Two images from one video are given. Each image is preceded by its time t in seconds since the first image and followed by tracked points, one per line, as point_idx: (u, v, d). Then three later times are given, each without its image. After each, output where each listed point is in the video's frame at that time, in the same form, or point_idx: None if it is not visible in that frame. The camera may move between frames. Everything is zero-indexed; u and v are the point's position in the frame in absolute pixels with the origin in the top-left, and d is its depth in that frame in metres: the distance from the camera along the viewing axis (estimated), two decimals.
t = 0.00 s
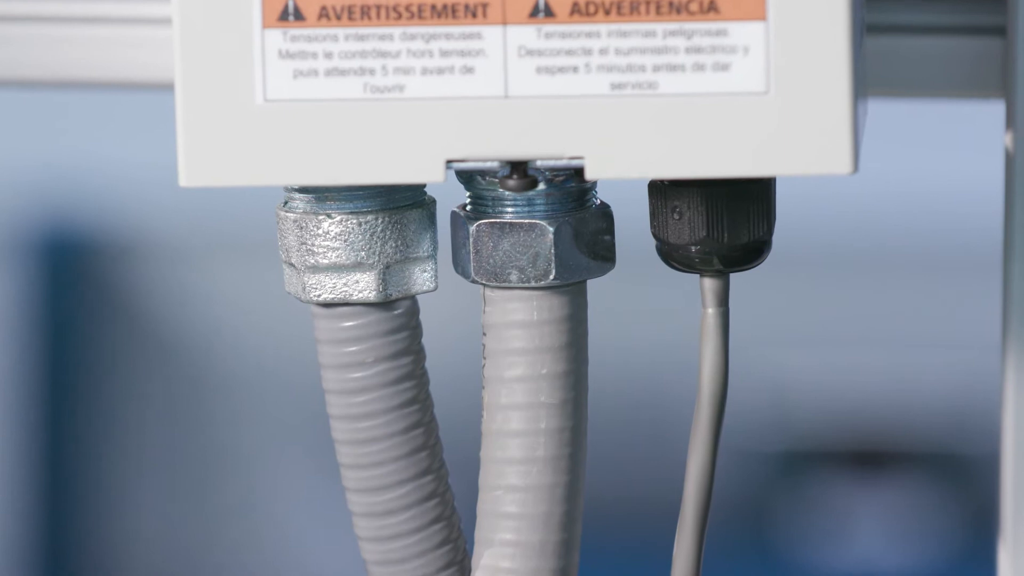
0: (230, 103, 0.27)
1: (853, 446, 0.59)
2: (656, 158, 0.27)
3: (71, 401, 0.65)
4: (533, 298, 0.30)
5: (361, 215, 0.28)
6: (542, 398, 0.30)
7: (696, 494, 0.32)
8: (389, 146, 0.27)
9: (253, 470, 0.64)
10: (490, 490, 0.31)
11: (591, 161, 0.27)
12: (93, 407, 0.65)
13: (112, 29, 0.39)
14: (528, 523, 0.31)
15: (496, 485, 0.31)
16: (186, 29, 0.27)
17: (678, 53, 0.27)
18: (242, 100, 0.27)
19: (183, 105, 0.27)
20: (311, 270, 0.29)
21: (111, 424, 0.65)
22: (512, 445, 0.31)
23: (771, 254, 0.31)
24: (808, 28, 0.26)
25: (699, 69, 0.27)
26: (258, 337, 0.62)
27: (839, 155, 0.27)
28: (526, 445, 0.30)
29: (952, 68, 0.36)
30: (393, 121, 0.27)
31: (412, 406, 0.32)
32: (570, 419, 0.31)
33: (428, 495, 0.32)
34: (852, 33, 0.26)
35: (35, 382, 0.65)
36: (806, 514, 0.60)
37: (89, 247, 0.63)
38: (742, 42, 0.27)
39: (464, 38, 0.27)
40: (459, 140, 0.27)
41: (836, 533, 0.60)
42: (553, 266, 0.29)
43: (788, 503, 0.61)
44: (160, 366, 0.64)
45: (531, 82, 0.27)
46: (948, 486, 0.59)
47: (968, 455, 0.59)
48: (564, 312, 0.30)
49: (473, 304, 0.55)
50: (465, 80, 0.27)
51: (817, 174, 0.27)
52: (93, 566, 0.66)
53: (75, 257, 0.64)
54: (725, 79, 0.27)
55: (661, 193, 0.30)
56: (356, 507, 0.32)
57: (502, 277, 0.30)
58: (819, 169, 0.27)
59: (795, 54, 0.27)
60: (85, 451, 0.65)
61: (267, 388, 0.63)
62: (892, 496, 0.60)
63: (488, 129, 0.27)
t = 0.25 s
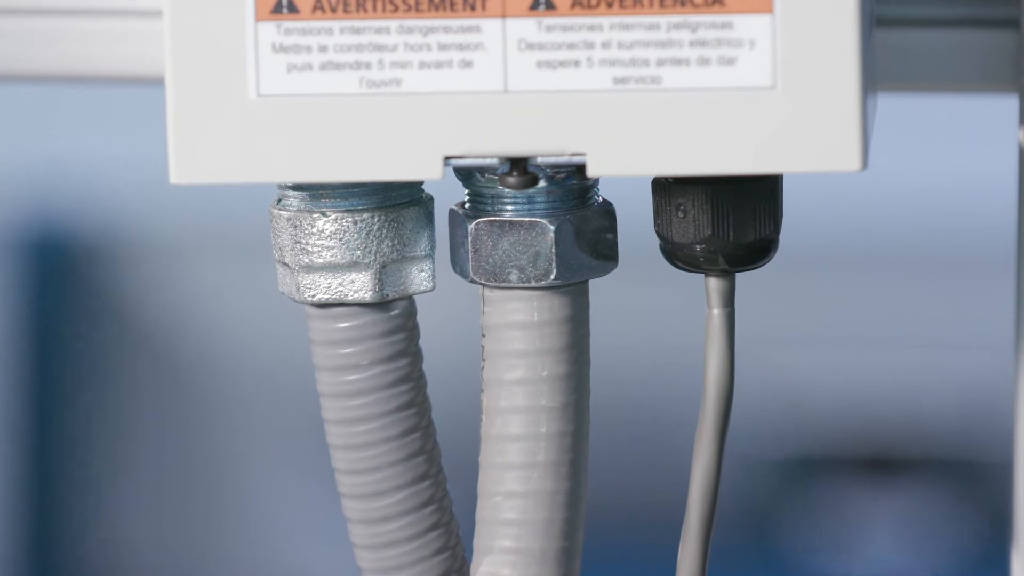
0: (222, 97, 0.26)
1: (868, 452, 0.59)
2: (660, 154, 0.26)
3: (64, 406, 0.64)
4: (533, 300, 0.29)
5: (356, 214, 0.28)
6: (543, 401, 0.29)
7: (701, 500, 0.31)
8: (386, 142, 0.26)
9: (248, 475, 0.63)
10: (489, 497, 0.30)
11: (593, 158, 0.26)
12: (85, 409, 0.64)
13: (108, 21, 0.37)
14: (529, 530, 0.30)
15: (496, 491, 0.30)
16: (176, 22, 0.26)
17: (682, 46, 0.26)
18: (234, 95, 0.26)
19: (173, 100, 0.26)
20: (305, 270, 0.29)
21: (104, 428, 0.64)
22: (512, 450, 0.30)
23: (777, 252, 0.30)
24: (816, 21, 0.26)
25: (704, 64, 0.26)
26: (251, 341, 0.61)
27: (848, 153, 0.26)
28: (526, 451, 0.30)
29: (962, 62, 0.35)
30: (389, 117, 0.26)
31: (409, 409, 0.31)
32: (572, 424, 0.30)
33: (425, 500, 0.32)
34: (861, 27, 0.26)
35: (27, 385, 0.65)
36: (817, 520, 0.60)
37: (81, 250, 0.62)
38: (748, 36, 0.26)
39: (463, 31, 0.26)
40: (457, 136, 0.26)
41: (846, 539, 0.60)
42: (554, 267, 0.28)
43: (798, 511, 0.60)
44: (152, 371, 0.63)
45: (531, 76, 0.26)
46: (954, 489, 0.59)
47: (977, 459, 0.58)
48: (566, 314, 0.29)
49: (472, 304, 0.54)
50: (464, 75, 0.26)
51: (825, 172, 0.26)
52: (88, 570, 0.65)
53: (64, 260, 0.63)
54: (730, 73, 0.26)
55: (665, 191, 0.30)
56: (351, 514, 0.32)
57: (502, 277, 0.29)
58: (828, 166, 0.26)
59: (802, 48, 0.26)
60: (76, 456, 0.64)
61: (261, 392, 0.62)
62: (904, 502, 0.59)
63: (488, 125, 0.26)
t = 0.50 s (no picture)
0: (212, 90, 0.25)
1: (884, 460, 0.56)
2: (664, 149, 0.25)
3: (47, 411, 0.62)
4: (534, 300, 0.28)
5: (351, 211, 0.27)
6: (543, 404, 0.29)
7: (708, 505, 0.30)
8: (381, 137, 0.25)
9: (240, 482, 0.62)
10: (489, 503, 0.30)
11: (595, 154, 0.26)
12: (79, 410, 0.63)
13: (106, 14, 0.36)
14: (529, 537, 0.29)
15: (495, 496, 0.29)
16: (166, 13, 0.25)
17: (688, 38, 0.25)
18: (224, 88, 0.25)
19: (163, 93, 0.25)
20: (299, 268, 0.28)
21: (90, 435, 0.62)
22: (512, 454, 0.29)
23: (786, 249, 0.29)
24: (827, 12, 0.25)
25: (710, 56, 0.25)
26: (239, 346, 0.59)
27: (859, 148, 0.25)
28: (526, 455, 0.29)
29: (975, 54, 0.35)
30: (385, 111, 0.25)
31: (405, 413, 0.31)
32: (574, 427, 0.29)
33: (422, 507, 0.31)
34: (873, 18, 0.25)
35: (6, 391, 0.63)
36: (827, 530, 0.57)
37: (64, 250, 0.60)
38: (756, 27, 0.25)
39: (461, 22, 0.25)
40: (455, 130, 0.25)
41: (857, 551, 0.57)
42: (554, 265, 0.28)
43: (808, 520, 0.58)
44: (138, 377, 0.61)
45: (532, 69, 0.25)
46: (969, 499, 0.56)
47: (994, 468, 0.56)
48: (567, 315, 0.29)
49: (471, 304, 0.53)
50: (462, 67, 0.25)
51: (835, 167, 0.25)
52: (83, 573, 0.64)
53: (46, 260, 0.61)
54: (737, 66, 0.25)
55: (670, 187, 0.29)
56: (345, 521, 0.31)
57: (501, 276, 0.28)
58: (838, 162, 0.25)
59: (812, 39, 0.25)
60: (63, 461, 0.63)
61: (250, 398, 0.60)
62: (919, 511, 0.57)
63: (486, 120, 0.25)
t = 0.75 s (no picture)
0: (201, 84, 0.24)
1: (908, 467, 0.53)
2: (668, 145, 0.24)
3: (7, 419, 0.58)
4: (534, 300, 0.27)
5: (345, 210, 0.27)
6: (543, 409, 0.28)
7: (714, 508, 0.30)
8: (376, 132, 0.25)
9: (216, 497, 0.57)
10: (488, 510, 0.29)
11: (597, 150, 0.25)
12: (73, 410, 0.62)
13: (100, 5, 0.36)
14: (529, 545, 0.28)
15: (495, 503, 0.29)
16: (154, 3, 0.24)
17: (694, 30, 0.24)
18: (214, 82, 0.24)
19: (150, 86, 0.25)
20: (291, 268, 0.28)
21: (56, 444, 0.58)
22: (511, 461, 0.28)
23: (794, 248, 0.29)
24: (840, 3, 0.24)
25: (717, 49, 0.24)
26: (217, 352, 0.55)
27: (870, 144, 0.24)
28: (526, 461, 0.28)
29: (991, 45, 0.34)
30: (380, 106, 0.24)
31: (401, 419, 0.30)
32: (575, 433, 0.28)
33: (418, 514, 0.31)
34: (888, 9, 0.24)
35: None
36: (840, 539, 0.54)
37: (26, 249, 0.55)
38: (766, 19, 0.24)
39: (459, 13, 0.24)
40: (453, 125, 0.25)
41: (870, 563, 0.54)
42: (555, 265, 0.27)
43: (820, 527, 0.54)
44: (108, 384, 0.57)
45: (532, 62, 0.24)
46: (990, 510, 0.53)
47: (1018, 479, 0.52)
48: (568, 316, 0.28)
49: (471, 304, 0.52)
50: (460, 60, 0.24)
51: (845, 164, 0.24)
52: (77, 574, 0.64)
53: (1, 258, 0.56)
54: (745, 59, 0.24)
55: (675, 184, 0.28)
56: (340, 528, 0.31)
57: (501, 276, 0.27)
58: (850, 159, 0.24)
59: (823, 32, 0.24)
60: (26, 472, 0.58)
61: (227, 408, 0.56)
62: (938, 521, 0.53)
63: (485, 115, 0.25)
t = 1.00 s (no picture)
0: (194, 78, 0.24)
1: (914, 469, 0.52)
2: (672, 142, 0.24)
3: (4, 418, 0.57)
4: (534, 300, 0.27)
5: (342, 208, 0.26)
6: (545, 410, 0.27)
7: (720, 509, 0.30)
8: (373, 128, 0.24)
9: (213, 498, 0.57)
10: (488, 514, 0.28)
11: (599, 146, 0.24)
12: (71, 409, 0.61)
13: None
14: (530, 550, 0.28)
15: (494, 507, 0.28)
16: None
17: (698, 23, 0.23)
18: (207, 76, 0.24)
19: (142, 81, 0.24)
20: (285, 266, 0.27)
21: (53, 444, 0.57)
22: (511, 463, 0.28)
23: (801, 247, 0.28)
24: None
25: (722, 43, 0.24)
26: (214, 353, 0.55)
27: (878, 140, 0.24)
28: (526, 464, 0.28)
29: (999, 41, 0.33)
30: (377, 101, 0.24)
31: (399, 422, 0.30)
32: (576, 435, 0.28)
33: (416, 519, 0.31)
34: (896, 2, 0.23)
35: None
36: (842, 542, 0.53)
37: (25, 247, 0.55)
38: (772, 12, 0.24)
39: (458, 6, 0.24)
40: (452, 121, 0.24)
41: (873, 566, 0.53)
42: (556, 264, 0.26)
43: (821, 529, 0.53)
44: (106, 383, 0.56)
45: (532, 56, 0.24)
46: (994, 512, 0.53)
47: None
48: (569, 316, 0.27)
49: (471, 303, 0.52)
50: (459, 55, 0.24)
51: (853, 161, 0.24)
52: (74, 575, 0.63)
53: None
54: (751, 53, 0.24)
55: (679, 181, 0.28)
56: (337, 532, 0.31)
57: (501, 275, 0.27)
58: (857, 155, 0.24)
59: (830, 25, 0.23)
60: (22, 472, 0.58)
61: (225, 408, 0.55)
62: (938, 523, 0.53)
63: (484, 110, 0.24)
